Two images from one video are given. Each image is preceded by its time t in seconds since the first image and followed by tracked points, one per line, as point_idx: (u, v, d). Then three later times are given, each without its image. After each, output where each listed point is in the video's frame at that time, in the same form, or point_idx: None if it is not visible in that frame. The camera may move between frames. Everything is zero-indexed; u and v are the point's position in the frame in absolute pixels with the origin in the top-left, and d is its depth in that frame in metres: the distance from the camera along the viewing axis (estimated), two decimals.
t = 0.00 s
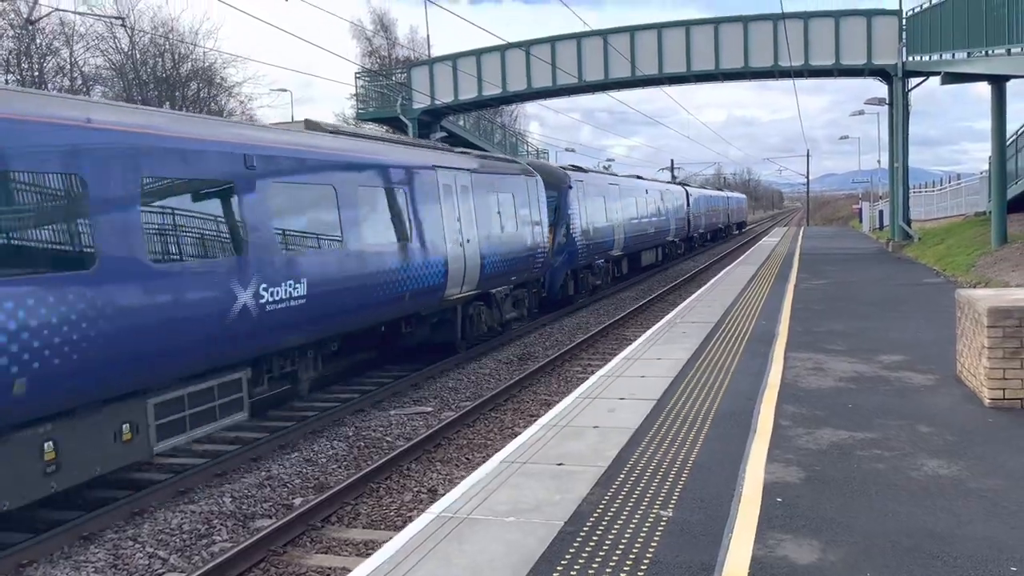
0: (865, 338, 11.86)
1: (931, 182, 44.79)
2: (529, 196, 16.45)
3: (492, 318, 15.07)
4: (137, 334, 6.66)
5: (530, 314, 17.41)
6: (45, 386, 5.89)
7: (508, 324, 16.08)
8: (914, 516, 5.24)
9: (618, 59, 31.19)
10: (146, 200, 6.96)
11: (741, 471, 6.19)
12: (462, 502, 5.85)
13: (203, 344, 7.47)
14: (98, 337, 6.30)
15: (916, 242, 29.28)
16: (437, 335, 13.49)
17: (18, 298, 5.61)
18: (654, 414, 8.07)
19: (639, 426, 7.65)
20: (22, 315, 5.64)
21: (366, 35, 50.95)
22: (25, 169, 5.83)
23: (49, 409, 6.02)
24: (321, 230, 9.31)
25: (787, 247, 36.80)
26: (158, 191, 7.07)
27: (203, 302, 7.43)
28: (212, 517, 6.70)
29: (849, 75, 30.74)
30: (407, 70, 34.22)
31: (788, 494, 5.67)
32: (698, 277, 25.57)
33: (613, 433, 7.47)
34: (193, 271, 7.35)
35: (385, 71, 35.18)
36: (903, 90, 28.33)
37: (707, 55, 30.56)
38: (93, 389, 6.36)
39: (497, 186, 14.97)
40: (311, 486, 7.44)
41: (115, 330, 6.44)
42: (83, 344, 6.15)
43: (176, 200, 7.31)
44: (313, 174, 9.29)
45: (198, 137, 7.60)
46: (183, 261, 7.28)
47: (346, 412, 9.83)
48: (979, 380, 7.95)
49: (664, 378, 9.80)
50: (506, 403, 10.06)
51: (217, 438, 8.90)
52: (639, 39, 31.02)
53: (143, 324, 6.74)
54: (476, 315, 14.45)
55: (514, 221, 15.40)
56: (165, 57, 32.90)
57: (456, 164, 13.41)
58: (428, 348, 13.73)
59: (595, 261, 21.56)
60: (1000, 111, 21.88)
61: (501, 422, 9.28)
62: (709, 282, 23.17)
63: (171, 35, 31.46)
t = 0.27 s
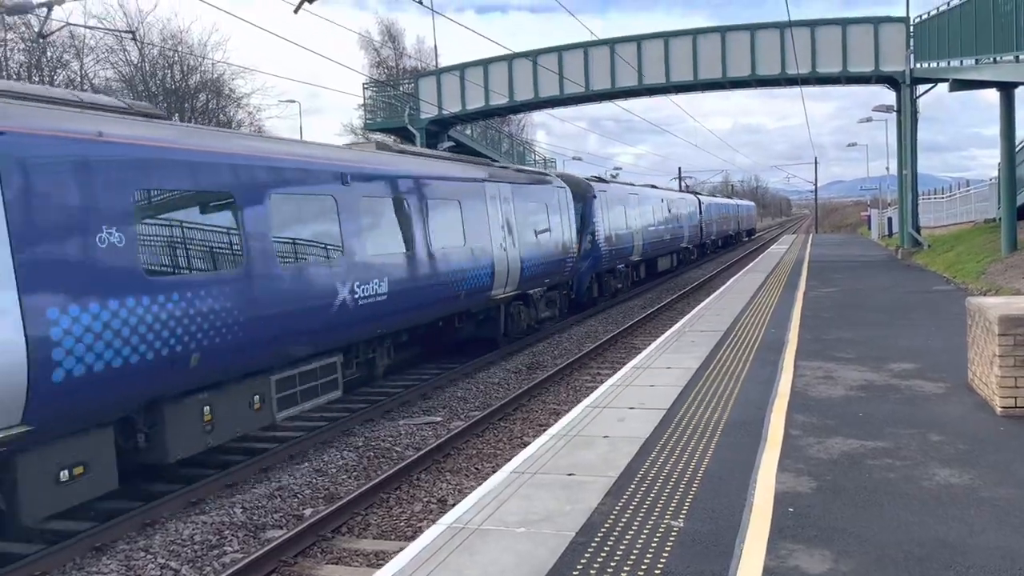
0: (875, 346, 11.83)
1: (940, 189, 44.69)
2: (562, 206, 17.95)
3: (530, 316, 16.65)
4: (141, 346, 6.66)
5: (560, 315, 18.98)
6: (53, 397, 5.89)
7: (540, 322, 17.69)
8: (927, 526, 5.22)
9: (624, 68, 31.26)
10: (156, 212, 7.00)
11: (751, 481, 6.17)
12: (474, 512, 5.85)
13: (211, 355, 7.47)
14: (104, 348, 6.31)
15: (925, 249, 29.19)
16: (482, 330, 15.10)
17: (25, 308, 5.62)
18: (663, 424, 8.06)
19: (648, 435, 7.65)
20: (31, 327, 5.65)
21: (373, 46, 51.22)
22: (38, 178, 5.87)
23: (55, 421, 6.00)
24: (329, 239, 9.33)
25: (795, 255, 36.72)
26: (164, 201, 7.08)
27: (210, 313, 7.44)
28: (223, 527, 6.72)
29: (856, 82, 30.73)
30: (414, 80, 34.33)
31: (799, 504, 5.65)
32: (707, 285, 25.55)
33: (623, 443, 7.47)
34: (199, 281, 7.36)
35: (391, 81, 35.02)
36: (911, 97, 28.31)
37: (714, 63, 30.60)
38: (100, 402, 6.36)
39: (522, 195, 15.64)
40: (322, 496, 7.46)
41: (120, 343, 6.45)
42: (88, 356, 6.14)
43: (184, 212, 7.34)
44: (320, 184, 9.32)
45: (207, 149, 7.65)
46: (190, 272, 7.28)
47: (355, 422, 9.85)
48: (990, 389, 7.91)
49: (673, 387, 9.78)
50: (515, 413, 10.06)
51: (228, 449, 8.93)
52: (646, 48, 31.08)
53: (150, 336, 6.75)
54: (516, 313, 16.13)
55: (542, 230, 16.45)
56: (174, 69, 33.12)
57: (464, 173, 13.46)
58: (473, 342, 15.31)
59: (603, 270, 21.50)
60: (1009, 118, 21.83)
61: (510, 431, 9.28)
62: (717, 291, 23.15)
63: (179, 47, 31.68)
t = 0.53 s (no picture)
0: (887, 351, 11.78)
1: (952, 193, 44.45)
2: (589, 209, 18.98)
3: (565, 313, 18.04)
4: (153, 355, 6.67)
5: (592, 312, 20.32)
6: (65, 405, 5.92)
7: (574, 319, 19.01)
8: (942, 532, 5.18)
9: (633, 74, 31.29)
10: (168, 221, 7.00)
11: (764, 487, 6.15)
12: (486, 519, 5.85)
13: (223, 363, 7.50)
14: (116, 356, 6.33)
15: (938, 253, 29.06)
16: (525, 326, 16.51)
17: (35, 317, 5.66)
18: (675, 430, 8.04)
19: (660, 442, 7.64)
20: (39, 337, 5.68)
21: (383, 54, 51.47)
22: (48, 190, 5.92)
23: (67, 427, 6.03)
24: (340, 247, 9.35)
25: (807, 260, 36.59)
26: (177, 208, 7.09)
27: (226, 322, 7.48)
28: (236, 535, 6.74)
29: (867, 86, 30.64)
30: (424, 88, 34.44)
31: (813, 510, 5.63)
32: (718, 291, 25.51)
33: (635, 449, 7.46)
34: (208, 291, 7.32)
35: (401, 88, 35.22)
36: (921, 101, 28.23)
37: (723, 68, 30.58)
38: (107, 408, 6.36)
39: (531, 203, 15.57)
40: (334, 503, 7.47)
41: (132, 351, 6.46)
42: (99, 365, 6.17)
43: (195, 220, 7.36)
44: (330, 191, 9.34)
45: (218, 158, 7.68)
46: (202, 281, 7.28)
47: (367, 429, 9.87)
48: (1004, 393, 7.87)
49: (685, 393, 9.76)
50: (526, 420, 10.05)
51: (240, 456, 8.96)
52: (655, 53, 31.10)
53: (164, 346, 6.78)
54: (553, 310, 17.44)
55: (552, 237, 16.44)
56: (186, 78, 33.34)
57: (473, 181, 13.48)
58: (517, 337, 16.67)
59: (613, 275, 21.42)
60: (1020, 121, 21.73)
61: (521, 438, 9.28)
62: (728, 296, 23.08)
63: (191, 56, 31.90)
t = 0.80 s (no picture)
0: (905, 353, 11.69)
1: (968, 194, 44.15)
2: (616, 210, 20.19)
3: (600, 308, 19.56)
4: (171, 359, 6.72)
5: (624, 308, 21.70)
6: (86, 408, 5.97)
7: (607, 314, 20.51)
8: (964, 535, 5.12)
9: (646, 77, 31.24)
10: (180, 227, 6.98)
11: (781, 490, 6.10)
12: (502, 522, 5.84)
13: (240, 367, 7.52)
14: (135, 359, 6.38)
15: (954, 254, 28.85)
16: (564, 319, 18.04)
17: (59, 321, 5.72)
18: (691, 433, 7.99)
19: (676, 444, 7.60)
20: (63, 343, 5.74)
21: (396, 59, 51.68)
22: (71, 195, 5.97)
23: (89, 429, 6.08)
24: (355, 251, 9.36)
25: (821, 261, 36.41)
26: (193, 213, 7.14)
27: (246, 325, 7.51)
28: (252, 538, 6.74)
29: (881, 87, 30.47)
30: (437, 92, 34.50)
31: (832, 513, 5.58)
32: (732, 293, 25.43)
33: (650, 452, 7.42)
34: (226, 297, 7.35)
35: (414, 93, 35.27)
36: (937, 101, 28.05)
37: (736, 70, 30.49)
38: (126, 414, 6.37)
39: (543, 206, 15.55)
40: (349, 507, 7.47)
41: (151, 354, 6.51)
42: (119, 368, 6.22)
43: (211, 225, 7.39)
44: (345, 195, 9.35)
45: (227, 162, 7.63)
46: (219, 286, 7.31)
47: (381, 432, 9.87)
48: None
49: (700, 395, 9.71)
50: (541, 423, 10.02)
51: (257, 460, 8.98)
52: (667, 56, 31.04)
53: (184, 351, 6.83)
54: (589, 304, 18.86)
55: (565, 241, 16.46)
56: (200, 84, 33.53)
57: (486, 184, 13.48)
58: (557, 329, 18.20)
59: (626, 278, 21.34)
60: None
61: (536, 441, 9.25)
62: (743, 298, 22.97)
63: (205, 62, 32.08)
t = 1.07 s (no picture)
0: (924, 353, 11.60)
1: (987, 192, 43.75)
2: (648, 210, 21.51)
3: (635, 301, 20.99)
4: (191, 361, 6.76)
5: (653, 304, 23.06)
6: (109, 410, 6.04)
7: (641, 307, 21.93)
8: (987, 536, 5.09)
9: (661, 77, 31.15)
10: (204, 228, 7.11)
11: (800, 491, 6.07)
12: (520, 524, 5.84)
13: (257, 370, 7.57)
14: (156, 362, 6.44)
15: (974, 252, 28.59)
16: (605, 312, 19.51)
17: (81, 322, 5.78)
18: (708, 434, 7.97)
19: (694, 445, 7.57)
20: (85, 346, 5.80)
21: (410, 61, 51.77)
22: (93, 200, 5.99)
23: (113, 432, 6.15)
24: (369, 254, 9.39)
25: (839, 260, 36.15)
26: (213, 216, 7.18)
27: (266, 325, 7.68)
28: (271, 539, 6.78)
29: (898, 85, 30.26)
30: (451, 94, 34.57)
31: (852, 514, 5.55)
32: (749, 293, 25.30)
33: (668, 453, 7.40)
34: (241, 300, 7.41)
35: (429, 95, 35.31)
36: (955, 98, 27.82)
37: (751, 69, 30.38)
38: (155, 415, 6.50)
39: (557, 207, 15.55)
40: (367, 508, 7.50)
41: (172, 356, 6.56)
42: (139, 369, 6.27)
43: (228, 228, 7.42)
44: (359, 198, 9.38)
45: (247, 166, 7.71)
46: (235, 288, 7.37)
47: (398, 434, 9.89)
48: None
49: (717, 396, 9.68)
50: (557, 424, 10.02)
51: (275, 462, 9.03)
52: (682, 55, 30.96)
53: (204, 354, 6.90)
54: (625, 299, 20.24)
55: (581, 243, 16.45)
56: (217, 88, 33.72)
57: (501, 186, 13.48)
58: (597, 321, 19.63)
59: (642, 279, 21.25)
60: None
61: (552, 442, 9.25)
62: (760, 298, 22.86)
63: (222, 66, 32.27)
